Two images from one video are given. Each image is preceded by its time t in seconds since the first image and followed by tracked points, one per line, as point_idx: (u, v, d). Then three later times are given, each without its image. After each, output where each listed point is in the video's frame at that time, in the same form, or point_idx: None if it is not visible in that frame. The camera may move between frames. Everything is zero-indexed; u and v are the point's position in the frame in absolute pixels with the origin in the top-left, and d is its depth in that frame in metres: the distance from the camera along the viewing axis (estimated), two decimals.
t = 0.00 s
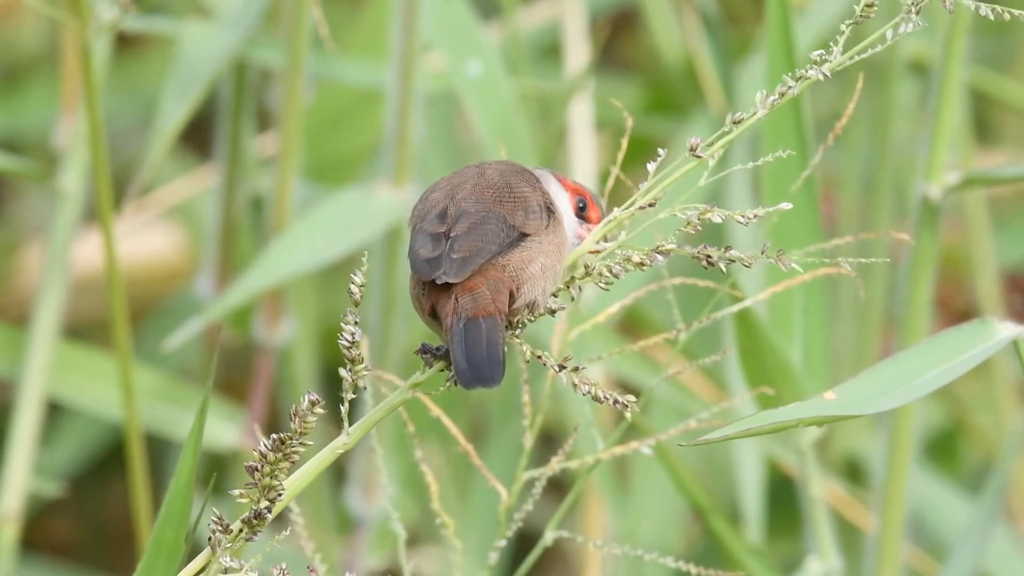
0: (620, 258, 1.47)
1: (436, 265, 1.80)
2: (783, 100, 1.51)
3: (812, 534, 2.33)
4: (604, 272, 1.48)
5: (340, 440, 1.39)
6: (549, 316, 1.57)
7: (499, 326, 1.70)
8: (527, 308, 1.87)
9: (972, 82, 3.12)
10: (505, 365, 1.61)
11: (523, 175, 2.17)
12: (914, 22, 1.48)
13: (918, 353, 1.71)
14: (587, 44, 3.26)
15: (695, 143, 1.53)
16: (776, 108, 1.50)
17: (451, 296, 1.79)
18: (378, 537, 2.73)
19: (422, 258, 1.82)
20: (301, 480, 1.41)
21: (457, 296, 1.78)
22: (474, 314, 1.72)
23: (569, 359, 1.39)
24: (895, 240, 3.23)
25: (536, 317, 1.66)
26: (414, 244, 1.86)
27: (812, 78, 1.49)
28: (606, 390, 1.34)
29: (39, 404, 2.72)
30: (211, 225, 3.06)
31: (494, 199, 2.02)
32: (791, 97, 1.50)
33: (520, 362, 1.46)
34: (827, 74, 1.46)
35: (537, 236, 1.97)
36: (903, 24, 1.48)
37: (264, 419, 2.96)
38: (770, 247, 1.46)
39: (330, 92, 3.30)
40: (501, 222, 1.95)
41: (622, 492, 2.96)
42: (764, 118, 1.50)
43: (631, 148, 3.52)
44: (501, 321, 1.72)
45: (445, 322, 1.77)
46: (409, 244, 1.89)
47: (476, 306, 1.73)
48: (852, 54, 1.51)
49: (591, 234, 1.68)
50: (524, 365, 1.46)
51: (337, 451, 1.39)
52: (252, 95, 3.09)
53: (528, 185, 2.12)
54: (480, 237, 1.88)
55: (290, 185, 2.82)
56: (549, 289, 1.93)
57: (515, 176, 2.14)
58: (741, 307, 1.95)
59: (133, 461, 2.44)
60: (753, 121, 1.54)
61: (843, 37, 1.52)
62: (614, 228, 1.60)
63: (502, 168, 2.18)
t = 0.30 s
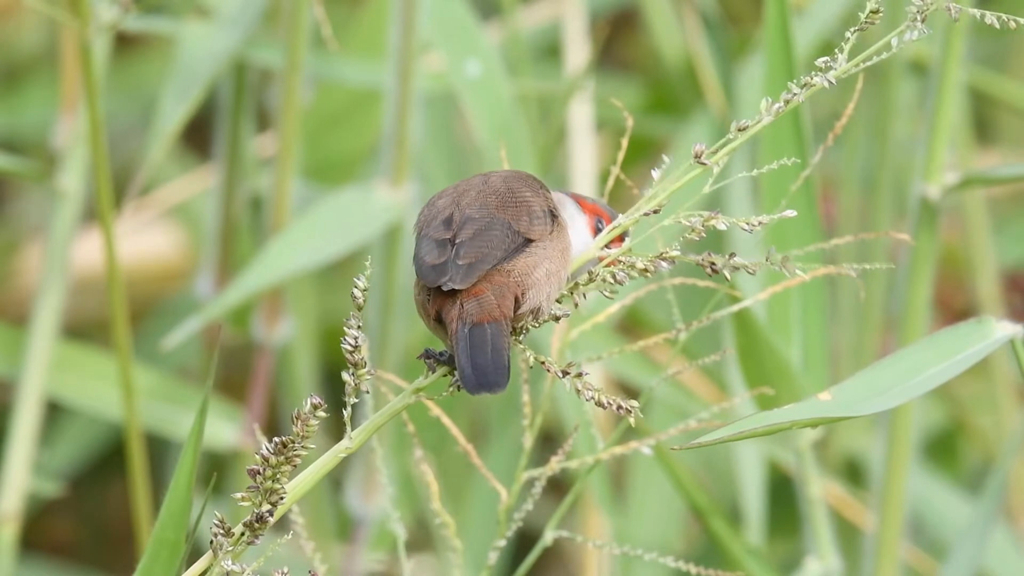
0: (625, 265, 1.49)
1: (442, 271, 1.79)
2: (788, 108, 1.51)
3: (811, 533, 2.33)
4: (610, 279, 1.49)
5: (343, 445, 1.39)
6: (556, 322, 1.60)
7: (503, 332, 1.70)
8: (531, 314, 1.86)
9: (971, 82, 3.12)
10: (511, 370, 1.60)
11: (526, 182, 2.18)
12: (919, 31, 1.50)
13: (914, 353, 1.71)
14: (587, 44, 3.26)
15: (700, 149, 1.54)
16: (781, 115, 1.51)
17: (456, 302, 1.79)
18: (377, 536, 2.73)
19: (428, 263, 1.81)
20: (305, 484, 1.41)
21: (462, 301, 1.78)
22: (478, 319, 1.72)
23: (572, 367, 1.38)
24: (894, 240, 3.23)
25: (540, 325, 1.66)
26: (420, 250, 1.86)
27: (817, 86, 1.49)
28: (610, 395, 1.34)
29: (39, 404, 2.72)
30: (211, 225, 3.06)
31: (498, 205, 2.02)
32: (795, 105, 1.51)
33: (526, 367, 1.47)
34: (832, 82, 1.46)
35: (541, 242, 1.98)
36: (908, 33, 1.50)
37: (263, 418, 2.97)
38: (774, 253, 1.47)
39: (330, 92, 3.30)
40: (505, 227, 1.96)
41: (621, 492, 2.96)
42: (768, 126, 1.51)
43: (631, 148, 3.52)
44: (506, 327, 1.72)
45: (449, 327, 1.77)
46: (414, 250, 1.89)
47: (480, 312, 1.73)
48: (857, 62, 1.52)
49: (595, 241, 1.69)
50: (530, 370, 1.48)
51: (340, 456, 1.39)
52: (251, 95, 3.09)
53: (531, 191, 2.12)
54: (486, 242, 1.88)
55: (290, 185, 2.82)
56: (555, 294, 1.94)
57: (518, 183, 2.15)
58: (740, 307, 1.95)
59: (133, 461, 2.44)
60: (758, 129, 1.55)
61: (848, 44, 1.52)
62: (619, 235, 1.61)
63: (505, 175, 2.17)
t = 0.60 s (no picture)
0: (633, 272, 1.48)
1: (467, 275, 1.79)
2: (798, 118, 1.51)
3: (811, 532, 2.33)
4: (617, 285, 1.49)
5: (351, 451, 1.40)
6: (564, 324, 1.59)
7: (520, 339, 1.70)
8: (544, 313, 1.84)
9: (971, 81, 3.12)
10: (528, 387, 1.61)
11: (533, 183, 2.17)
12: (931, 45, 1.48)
13: (906, 358, 1.71)
14: (587, 44, 3.26)
15: (709, 158, 1.54)
16: (791, 125, 1.51)
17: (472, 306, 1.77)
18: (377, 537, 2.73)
19: (449, 272, 1.81)
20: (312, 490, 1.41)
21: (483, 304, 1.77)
22: (493, 328, 1.71)
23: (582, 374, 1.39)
24: (894, 240, 3.23)
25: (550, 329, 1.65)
26: (438, 258, 1.85)
27: (827, 97, 1.49)
28: (619, 404, 1.35)
29: (39, 404, 2.72)
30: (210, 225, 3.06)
31: (510, 205, 2.02)
32: (806, 115, 1.51)
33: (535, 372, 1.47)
34: (841, 94, 1.46)
35: (558, 236, 1.98)
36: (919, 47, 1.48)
37: (263, 419, 2.97)
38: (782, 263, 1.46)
39: (330, 92, 3.30)
40: (524, 224, 1.95)
41: (621, 492, 2.96)
42: (777, 135, 1.51)
43: (630, 149, 3.52)
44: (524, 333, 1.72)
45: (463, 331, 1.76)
46: (430, 257, 1.87)
47: (495, 320, 1.73)
48: (868, 74, 1.51)
49: (606, 248, 1.67)
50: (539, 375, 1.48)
51: (347, 462, 1.39)
52: (251, 95, 3.09)
53: (538, 190, 2.12)
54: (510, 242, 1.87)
55: (290, 185, 2.82)
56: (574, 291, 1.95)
57: (524, 183, 2.14)
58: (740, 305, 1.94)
59: (133, 462, 2.44)
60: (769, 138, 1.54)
61: (860, 56, 1.52)
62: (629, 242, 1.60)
63: (511, 177, 2.17)
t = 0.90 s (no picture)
0: (647, 282, 1.47)
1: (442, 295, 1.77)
2: (814, 130, 1.52)
3: (811, 532, 2.33)
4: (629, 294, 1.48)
5: (362, 457, 1.40)
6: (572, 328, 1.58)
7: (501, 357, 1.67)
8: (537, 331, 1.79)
9: (971, 82, 3.12)
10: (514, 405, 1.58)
11: (536, 188, 2.10)
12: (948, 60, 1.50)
13: (904, 363, 1.71)
14: (587, 44, 3.26)
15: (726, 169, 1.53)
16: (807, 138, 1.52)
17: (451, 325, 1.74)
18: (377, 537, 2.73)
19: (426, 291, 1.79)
20: (325, 496, 1.40)
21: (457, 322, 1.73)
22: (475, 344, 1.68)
23: (591, 382, 1.40)
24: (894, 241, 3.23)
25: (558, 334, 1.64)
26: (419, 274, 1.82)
27: (844, 111, 1.50)
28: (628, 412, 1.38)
29: (39, 404, 2.72)
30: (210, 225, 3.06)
31: (501, 215, 1.95)
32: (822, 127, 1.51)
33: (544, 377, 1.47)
34: (861, 107, 1.47)
35: (550, 246, 1.90)
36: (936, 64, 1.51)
37: (264, 419, 2.97)
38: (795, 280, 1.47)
39: (330, 92, 3.30)
40: (511, 237, 1.89)
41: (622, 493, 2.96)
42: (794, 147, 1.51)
43: (630, 149, 3.52)
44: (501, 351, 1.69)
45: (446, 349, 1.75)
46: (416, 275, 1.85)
47: (477, 337, 1.70)
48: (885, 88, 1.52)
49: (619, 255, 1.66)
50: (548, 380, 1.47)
51: (359, 468, 1.39)
52: (252, 95, 3.09)
53: (538, 196, 2.05)
54: (490, 259, 1.82)
55: (290, 185, 2.82)
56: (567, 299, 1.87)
57: (527, 189, 2.08)
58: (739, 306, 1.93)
59: (133, 462, 2.44)
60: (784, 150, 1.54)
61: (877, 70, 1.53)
62: (641, 250, 1.60)
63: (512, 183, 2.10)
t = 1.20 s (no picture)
0: (654, 290, 1.45)
1: (464, 264, 1.82)
2: (824, 140, 1.52)
3: (811, 533, 2.33)
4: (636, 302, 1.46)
5: (368, 460, 1.40)
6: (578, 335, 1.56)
7: (474, 326, 1.70)
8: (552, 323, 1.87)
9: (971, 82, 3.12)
10: (453, 359, 1.57)
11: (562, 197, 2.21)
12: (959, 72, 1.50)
13: (904, 362, 1.71)
14: (587, 44, 3.26)
15: (734, 176, 1.51)
16: (816, 146, 1.51)
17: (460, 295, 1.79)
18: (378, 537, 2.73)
19: (451, 257, 1.84)
20: (329, 499, 1.40)
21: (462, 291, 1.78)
22: (460, 311, 1.72)
23: (598, 393, 1.41)
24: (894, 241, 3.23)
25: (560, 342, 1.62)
26: (447, 245, 1.88)
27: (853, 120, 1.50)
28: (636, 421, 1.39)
29: (39, 404, 2.72)
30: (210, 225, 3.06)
31: (533, 210, 2.04)
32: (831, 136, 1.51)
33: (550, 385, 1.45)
34: (870, 117, 1.47)
35: (573, 253, 1.99)
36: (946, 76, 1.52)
37: (263, 420, 2.97)
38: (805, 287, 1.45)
39: (330, 92, 3.30)
40: (540, 232, 1.98)
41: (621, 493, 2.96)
42: (803, 156, 1.50)
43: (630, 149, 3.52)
44: (483, 322, 1.72)
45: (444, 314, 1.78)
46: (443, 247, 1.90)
47: (468, 305, 1.73)
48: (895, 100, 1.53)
49: (628, 263, 1.65)
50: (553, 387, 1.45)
51: (365, 471, 1.39)
52: (252, 95, 3.09)
53: (565, 203, 2.15)
54: (521, 242, 1.89)
55: (290, 185, 2.82)
56: (578, 305, 1.95)
57: (553, 195, 2.18)
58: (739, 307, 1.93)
59: (132, 462, 2.43)
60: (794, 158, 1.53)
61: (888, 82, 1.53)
62: (650, 258, 1.58)
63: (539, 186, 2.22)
